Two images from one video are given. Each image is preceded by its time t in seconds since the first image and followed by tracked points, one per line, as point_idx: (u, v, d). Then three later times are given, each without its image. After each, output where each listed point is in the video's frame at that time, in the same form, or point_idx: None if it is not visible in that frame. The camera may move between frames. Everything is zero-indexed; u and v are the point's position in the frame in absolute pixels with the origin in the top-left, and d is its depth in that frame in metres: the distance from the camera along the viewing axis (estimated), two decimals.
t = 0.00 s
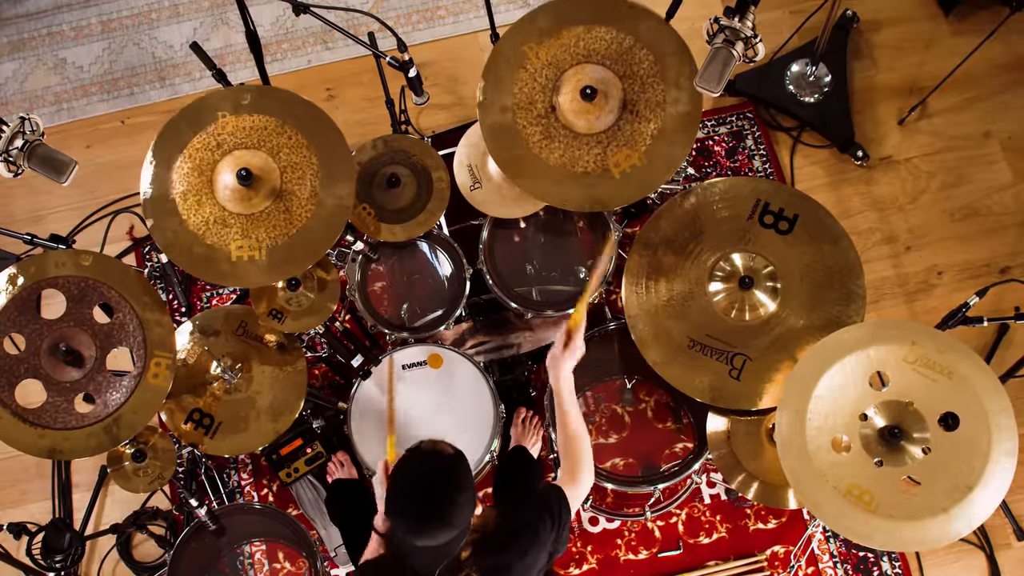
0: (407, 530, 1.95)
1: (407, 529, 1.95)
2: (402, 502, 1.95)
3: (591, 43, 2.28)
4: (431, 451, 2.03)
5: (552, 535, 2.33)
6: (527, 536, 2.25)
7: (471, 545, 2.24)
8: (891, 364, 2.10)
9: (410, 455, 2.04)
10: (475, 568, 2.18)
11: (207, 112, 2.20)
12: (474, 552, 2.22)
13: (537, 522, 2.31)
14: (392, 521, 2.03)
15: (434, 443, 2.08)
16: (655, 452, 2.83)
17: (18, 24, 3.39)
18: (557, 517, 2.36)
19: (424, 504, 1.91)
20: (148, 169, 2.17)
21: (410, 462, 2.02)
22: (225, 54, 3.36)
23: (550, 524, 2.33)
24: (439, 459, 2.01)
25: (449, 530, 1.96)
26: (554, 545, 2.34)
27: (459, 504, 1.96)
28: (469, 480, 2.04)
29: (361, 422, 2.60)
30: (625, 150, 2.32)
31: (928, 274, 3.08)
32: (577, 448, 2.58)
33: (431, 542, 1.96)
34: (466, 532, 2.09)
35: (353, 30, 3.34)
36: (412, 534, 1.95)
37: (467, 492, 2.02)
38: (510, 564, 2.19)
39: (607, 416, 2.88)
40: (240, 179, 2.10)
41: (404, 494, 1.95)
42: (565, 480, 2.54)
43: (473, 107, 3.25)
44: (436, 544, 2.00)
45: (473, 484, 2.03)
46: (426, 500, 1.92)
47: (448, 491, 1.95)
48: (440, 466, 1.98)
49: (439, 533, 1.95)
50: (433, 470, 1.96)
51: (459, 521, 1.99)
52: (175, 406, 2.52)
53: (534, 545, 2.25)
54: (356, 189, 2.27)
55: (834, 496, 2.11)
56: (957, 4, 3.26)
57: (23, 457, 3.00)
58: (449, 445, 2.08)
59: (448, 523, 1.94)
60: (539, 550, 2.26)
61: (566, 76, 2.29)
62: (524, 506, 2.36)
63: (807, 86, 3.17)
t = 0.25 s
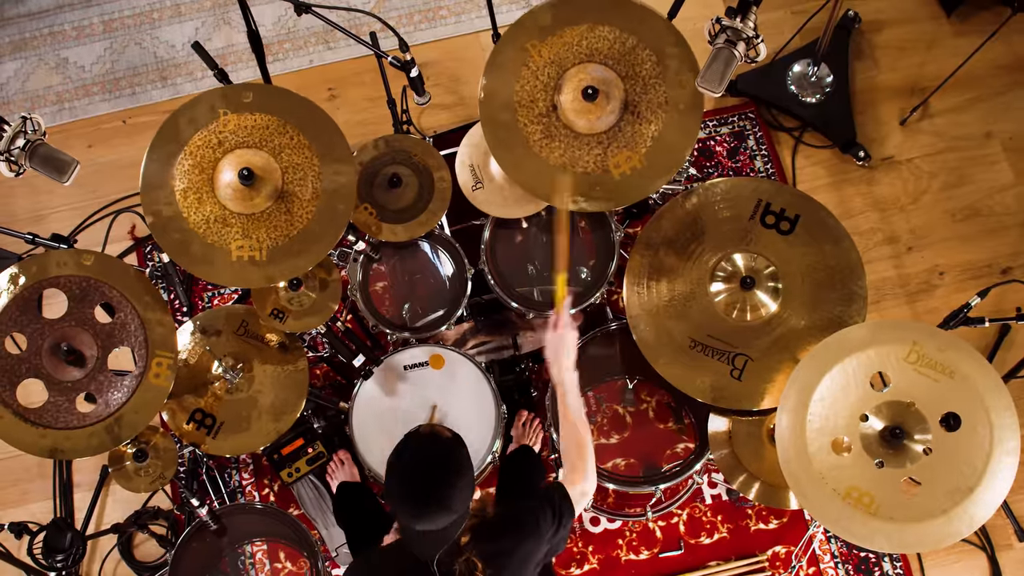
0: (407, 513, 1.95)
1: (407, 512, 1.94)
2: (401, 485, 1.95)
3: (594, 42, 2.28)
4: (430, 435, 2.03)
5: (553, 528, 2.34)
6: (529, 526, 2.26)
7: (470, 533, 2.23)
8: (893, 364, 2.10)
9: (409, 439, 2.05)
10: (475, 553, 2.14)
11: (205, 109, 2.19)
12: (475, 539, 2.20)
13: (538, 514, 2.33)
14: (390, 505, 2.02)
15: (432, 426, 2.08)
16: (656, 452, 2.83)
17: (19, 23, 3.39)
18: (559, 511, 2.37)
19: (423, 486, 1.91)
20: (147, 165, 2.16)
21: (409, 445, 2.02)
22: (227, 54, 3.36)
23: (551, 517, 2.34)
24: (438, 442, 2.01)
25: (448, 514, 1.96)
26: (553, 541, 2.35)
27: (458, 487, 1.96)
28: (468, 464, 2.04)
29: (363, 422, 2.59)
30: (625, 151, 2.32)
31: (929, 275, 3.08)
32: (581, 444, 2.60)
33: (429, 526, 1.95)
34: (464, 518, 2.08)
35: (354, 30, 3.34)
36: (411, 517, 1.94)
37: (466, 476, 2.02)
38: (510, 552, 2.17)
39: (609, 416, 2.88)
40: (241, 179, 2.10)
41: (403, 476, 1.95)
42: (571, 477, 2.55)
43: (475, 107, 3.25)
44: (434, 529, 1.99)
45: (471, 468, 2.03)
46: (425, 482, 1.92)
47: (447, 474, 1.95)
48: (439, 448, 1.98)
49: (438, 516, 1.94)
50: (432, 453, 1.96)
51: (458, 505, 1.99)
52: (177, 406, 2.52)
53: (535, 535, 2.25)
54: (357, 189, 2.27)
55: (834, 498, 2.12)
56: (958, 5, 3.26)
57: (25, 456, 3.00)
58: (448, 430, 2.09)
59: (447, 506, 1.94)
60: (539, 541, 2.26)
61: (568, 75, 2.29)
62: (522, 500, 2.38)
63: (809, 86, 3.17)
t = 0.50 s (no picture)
0: (413, 515, 1.97)
1: (413, 515, 1.97)
2: (408, 488, 1.97)
3: (600, 45, 2.28)
4: (438, 439, 2.03)
5: (558, 527, 2.35)
6: (531, 527, 2.29)
7: (475, 533, 2.27)
8: (894, 365, 2.10)
9: (417, 442, 2.05)
10: (481, 555, 2.22)
11: (207, 108, 2.19)
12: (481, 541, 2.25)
13: (543, 514, 2.34)
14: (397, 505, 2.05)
15: (440, 430, 2.08)
16: (658, 452, 2.82)
17: (21, 22, 3.39)
18: (563, 509, 2.38)
19: (430, 491, 1.93)
20: (149, 162, 2.16)
21: (417, 448, 2.03)
22: (229, 54, 3.36)
23: (555, 516, 2.36)
24: (446, 446, 2.01)
25: (453, 517, 1.98)
26: (558, 539, 2.37)
27: (464, 492, 1.97)
28: (475, 468, 2.05)
29: (364, 423, 2.59)
30: (623, 153, 2.33)
31: (931, 275, 3.08)
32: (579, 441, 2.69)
33: (435, 529, 1.98)
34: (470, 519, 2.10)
35: (356, 30, 3.34)
36: (417, 519, 1.97)
37: (472, 480, 2.02)
38: (513, 553, 2.22)
39: (610, 417, 2.87)
40: (243, 178, 2.10)
41: (411, 479, 1.96)
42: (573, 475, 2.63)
43: (477, 107, 3.25)
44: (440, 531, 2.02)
45: (479, 473, 2.03)
46: (432, 487, 1.93)
47: (454, 479, 1.96)
48: (447, 454, 1.99)
49: (443, 520, 1.97)
50: (440, 458, 1.97)
51: (464, 509, 2.01)
52: (179, 406, 2.53)
53: (538, 536, 2.28)
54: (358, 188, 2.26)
55: (835, 498, 2.12)
56: (960, 5, 3.26)
57: (26, 456, 3.00)
58: (457, 433, 2.09)
59: (453, 511, 1.96)
60: (543, 540, 2.29)
61: (571, 75, 2.29)
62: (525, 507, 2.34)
63: (811, 86, 3.17)
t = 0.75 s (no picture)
0: (413, 536, 1.97)
1: (414, 535, 1.97)
2: (410, 508, 1.97)
3: (601, 40, 2.28)
4: (442, 459, 2.04)
5: (559, 541, 2.36)
6: (533, 543, 2.28)
7: (479, 550, 2.27)
8: (896, 365, 2.10)
9: (421, 461, 2.06)
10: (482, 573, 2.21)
11: (210, 110, 2.19)
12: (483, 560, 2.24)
13: (544, 528, 2.33)
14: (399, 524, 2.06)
15: (444, 450, 2.09)
16: (659, 452, 2.82)
17: (23, 22, 3.39)
18: (564, 523, 2.39)
19: (432, 512, 1.93)
20: (150, 166, 2.16)
21: (420, 468, 2.03)
22: (230, 54, 3.36)
23: (556, 530, 2.35)
24: (449, 467, 2.01)
25: (454, 539, 1.98)
26: (559, 550, 2.36)
27: (466, 513, 1.98)
28: (478, 489, 2.05)
29: (365, 423, 2.59)
30: (628, 152, 2.32)
31: (932, 276, 3.08)
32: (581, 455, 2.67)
33: (435, 549, 1.98)
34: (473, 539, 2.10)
35: (358, 30, 3.34)
36: (417, 539, 1.97)
37: (475, 501, 2.03)
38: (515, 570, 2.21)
39: (611, 417, 2.88)
40: (245, 178, 2.10)
41: (412, 499, 1.97)
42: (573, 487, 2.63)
43: (478, 107, 3.24)
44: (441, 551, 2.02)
45: (481, 493, 2.04)
46: (434, 508, 1.94)
47: (456, 500, 1.96)
48: (450, 474, 1.99)
49: (444, 540, 1.97)
50: (442, 479, 1.97)
51: (465, 531, 2.00)
52: (180, 406, 2.53)
53: (540, 551, 2.27)
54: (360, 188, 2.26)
55: (836, 499, 2.12)
56: (962, 6, 3.26)
57: (28, 455, 3.00)
58: (461, 454, 2.09)
59: (454, 532, 1.96)
60: (545, 555, 2.29)
61: (573, 73, 2.29)
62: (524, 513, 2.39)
63: (812, 87, 3.17)
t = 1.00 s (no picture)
0: (412, 542, 1.97)
1: (413, 541, 1.97)
2: (409, 515, 1.97)
3: (600, 42, 2.28)
4: (442, 466, 2.03)
5: (559, 541, 2.36)
6: (534, 540, 2.28)
7: (479, 551, 2.26)
8: (897, 365, 2.10)
9: (421, 467, 2.05)
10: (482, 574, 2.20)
11: (210, 108, 2.19)
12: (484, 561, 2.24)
13: (545, 526, 2.34)
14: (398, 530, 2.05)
15: (444, 456, 2.08)
16: (660, 452, 2.82)
17: (25, 22, 3.39)
18: (565, 522, 2.40)
19: (431, 520, 1.93)
20: (151, 164, 2.16)
21: (420, 474, 2.03)
22: (232, 54, 3.36)
23: (557, 527, 2.37)
24: (450, 474, 2.01)
25: (454, 545, 1.97)
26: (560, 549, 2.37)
27: (466, 520, 1.97)
28: (478, 496, 2.05)
29: (366, 423, 2.59)
30: (630, 151, 2.32)
31: (934, 276, 3.08)
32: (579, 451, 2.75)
33: (434, 556, 1.98)
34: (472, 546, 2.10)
35: (360, 30, 3.34)
36: (416, 546, 1.96)
37: (474, 508, 2.02)
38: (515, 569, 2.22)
39: (613, 417, 2.87)
40: (246, 178, 2.10)
41: (412, 506, 1.97)
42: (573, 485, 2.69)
43: (480, 107, 3.25)
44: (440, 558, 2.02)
45: (481, 501, 2.03)
46: (433, 515, 1.94)
47: (456, 507, 1.96)
48: (450, 482, 1.99)
49: (443, 548, 1.97)
50: (442, 486, 1.97)
51: (464, 539, 2.00)
52: (182, 405, 2.53)
53: (541, 549, 2.28)
54: (361, 187, 2.26)
55: (838, 499, 2.12)
56: (964, 6, 3.26)
57: (29, 455, 3.00)
58: (461, 461, 2.09)
59: (454, 539, 1.96)
60: (545, 555, 2.29)
61: (574, 74, 2.29)
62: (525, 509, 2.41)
63: (814, 87, 3.17)
